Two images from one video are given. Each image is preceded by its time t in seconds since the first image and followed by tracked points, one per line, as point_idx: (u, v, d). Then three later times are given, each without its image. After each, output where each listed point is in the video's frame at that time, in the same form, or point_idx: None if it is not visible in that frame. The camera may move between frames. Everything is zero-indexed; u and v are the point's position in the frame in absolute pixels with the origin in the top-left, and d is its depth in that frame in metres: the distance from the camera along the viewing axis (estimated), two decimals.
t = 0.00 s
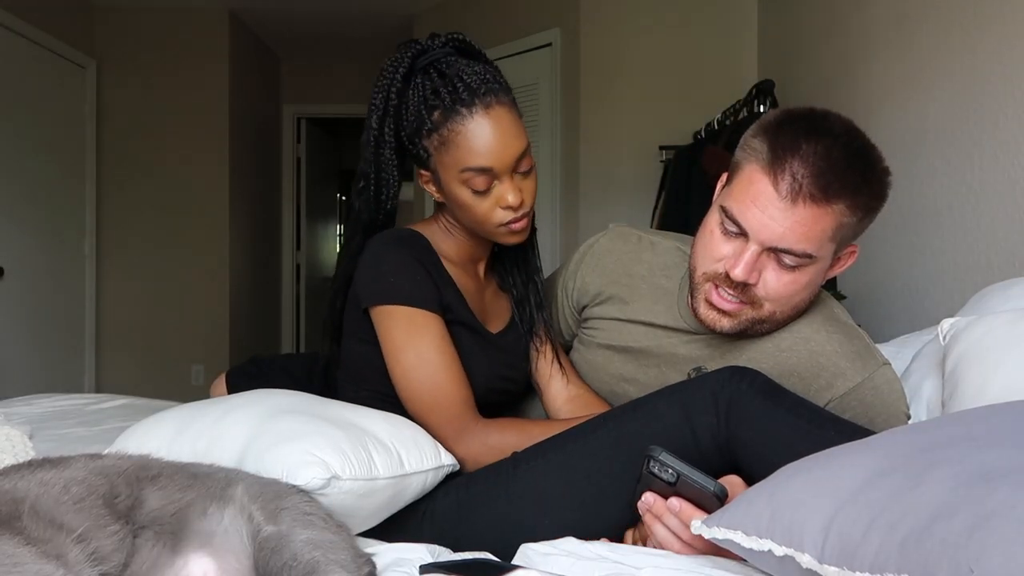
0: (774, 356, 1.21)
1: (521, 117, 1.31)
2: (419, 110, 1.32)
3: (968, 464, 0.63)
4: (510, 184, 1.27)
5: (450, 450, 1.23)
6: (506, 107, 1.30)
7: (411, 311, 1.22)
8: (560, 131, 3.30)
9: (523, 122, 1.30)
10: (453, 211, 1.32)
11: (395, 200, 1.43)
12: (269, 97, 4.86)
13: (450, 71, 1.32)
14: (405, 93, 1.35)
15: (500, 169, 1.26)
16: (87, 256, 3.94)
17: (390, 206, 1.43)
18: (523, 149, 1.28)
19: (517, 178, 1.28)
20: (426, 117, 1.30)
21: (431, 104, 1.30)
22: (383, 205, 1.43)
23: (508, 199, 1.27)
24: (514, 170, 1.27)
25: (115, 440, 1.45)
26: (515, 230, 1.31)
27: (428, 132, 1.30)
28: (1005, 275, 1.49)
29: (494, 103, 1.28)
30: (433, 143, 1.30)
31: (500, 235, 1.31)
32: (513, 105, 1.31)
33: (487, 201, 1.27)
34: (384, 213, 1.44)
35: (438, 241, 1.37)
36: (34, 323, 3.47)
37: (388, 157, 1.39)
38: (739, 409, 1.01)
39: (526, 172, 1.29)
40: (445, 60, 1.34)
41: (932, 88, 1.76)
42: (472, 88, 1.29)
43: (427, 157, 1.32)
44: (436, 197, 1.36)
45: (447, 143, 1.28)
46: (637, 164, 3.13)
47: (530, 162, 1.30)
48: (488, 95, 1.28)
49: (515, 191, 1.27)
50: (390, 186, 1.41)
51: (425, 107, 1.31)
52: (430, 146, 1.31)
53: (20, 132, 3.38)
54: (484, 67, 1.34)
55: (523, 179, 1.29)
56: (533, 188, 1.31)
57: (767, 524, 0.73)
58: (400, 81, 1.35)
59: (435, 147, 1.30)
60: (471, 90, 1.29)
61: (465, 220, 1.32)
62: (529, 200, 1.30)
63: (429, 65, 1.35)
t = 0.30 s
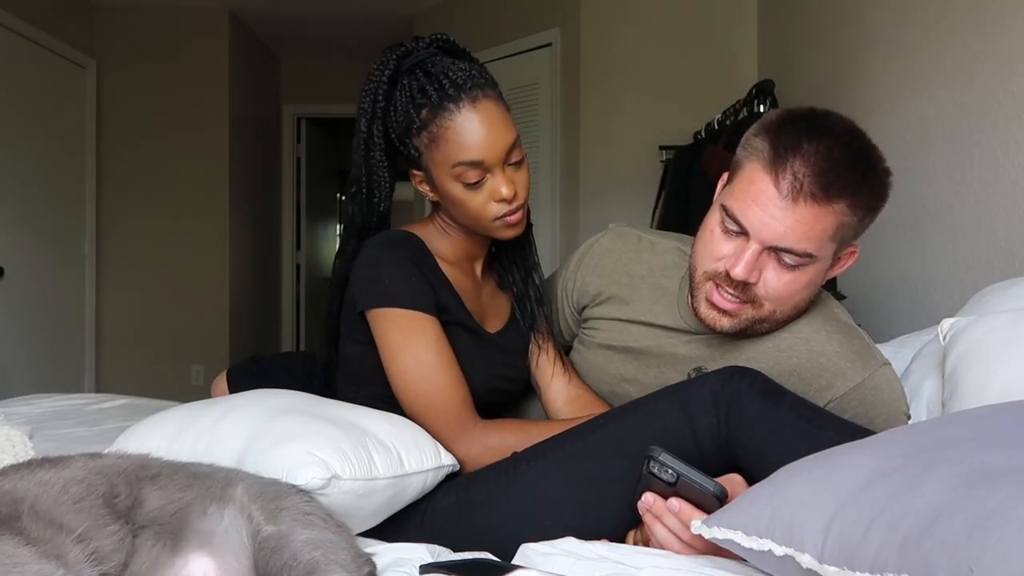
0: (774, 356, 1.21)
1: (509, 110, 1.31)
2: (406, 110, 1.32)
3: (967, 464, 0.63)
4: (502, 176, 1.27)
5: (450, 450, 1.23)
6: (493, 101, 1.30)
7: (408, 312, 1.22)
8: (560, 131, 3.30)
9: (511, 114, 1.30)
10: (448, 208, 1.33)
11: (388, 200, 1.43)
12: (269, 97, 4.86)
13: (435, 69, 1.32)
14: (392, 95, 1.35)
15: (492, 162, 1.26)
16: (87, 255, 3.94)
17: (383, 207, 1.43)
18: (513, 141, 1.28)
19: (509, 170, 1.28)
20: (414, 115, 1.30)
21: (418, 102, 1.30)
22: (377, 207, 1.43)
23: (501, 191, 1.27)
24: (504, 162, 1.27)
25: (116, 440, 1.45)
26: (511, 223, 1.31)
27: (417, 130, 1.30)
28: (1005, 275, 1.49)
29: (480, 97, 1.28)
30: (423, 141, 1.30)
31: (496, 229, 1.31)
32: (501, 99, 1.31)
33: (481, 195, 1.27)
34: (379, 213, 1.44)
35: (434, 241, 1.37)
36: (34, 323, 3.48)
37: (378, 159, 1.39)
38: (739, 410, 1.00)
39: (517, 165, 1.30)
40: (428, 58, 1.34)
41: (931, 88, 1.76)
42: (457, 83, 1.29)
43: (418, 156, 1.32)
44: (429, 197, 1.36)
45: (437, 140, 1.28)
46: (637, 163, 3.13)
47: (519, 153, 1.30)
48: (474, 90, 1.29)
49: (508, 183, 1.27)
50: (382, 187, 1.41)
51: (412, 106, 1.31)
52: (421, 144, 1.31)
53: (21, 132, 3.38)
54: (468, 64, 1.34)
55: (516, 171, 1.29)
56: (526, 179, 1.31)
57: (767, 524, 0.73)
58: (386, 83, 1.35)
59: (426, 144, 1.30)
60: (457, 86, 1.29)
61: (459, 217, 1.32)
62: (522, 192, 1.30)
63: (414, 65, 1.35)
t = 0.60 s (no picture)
0: (773, 356, 1.21)
1: (508, 111, 1.31)
2: (404, 110, 1.32)
3: (966, 465, 0.63)
4: (502, 176, 1.27)
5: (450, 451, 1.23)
6: (492, 101, 1.30)
7: (405, 314, 1.22)
8: (560, 132, 3.30)
9: (510, 114, 1.30)
10: (446, 208, 1.33)
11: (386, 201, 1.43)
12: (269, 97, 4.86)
13: (435, 69, 1.32)
14: (391, 95, 1.35)
15: (491, 162, 1.26)
16: (87, 255, 3.94)
17: (381, 209, 1.43)
18: (512, 141, 1.29)
19: (508, 170, 1.28)
20: (414, 116, 1.30)
21: (417, 102, 1.30)
22: (376, 208, 1.43)
23: (500, 191, 1.27)
24: (504, 162, 1.27)
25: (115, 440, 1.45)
26: (510, 223, 1.31)
27: (416, 130, 1.30)
28: (1004, 275, 1.49)
29: (480, 97, 1.28)
30: (423, 141, 1.30)
31: (495, 229, 1.31)
32: (500, 99, 1.31)
33: (480, 195, 1.27)
34: (379, 214, 1.44)
35: (433, 242, 1.37)
36: (35, 323, 3.48)
37: (377, 159, 1.39)
38: (739, 410, 1.00)
39: (517, 165, 1.30)
40: (427, 59, 1.34)
41: (931, 88, 1.76)
42: (456, 84, 1.29)
43: (417, 157, 1.32)
44: (428, 197, 1.36)
45: (436, 139, 1.28)
46: (636, 163, 3.13)
47: (519, 154, 1.30)
48: (473, 91, 1.29)
49: (508, 183, 1.27)
50: (380, 188, 1.41)
51: (411, 107, 1.31)
52: (421, 144, 1.30)
53: (21, 132, 3.38)
54: (468, 65, 1.34)
55: (515, 171, 1.29)
56: (525, 179, 1.31)
57: (767, 523, 0.73)
58: (385, 84, 1.35)
59: (426, 144, 1.29)
60: (456, 86, 1.29)
61: (458, 217, 1.32)
62: (522, 192, 1.30)
63: (413, 66, 1.35)
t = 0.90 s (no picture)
0: (772, 356, 1.21)
1: (508, 111, 1.31)
2: (406, 110, 1.32)
3: (966, 465, 0.63)
4: (503, 176, 1.27)
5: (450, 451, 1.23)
6: (494, 102, 1.30)
7: (406, 312, 1.22)
8: (561, 132, 3.30)
9: (511, 115, 1.30)
10: (447, 208, 1.33)
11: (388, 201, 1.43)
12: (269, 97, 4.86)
13: (437, 70, 1.32)
14: (393, 96, 1.35)
15: (492, 162, 1.26)
16: (87, 255, 3.94)
17: (382, 209, 1.43)
18: (513, 142, 1.29)
19: (509, 171, 1.28)
20: (415, 116, 1.30)
21: (419, 103, 1.30)
22: (377, 208, 1.43)
23: (501, 191, 1.27)
24: (505, 162, 1.27)
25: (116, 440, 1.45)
26: (512, 222, 1.31)
27: (418, 131, 1.30)
28: (1004, 276, 1.49)
29: (481, 98, 1.28)
30: (425, 141, 1.30)
31: (497, 229, 1.31)
32: (501, 100, 1.31)
33: (481, 195, 1.27)
34: (380, 214, 1.43)
35: (434, 241, 1.37)
36: (34, 323, 3.48)
37: (378, 160, 1.39)
38: (739, 410, 1.01)
39: (518, 165, 1.30)
40: (430, 60, 1.34)
41: (931, 88, 1.76)
42: (458, 84, 1.29)
43: (418, 157, 1.32)
44: (430, 198, 1.36)
45: (437, 140, 1.28)
46: (636, 163, 3.13)
47: (520, 154, 1.30)
48: (475, 91, 1.28)
49: (508, 182, 1.27)
50: (382, 188, 1.41)
51: (413, 107, 1.31)
52: (422, 143, 1.30)
53: (21, 132, 3.38)
54: (470, 66, 1.34)
55: (516, 171, 1.29)
56: (526, 180, 1.31)
57: (767, 523, 0.73)
58: (387, 85, 1.35)
59: (427, 144, 1.30)
60: (458, 87, 1.29)
61: (459, 217, 1.32)
62: (523, 193, 1.30)
63: (415, 67, 1.35)
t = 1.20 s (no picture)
0: (772, 355, 1.21)
1: (510, 113, 1.31)
2: (409, 111, 1.32)
3: (966, 464, 0.63)
4: (507, 177, 1.27)
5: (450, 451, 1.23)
6: (497, 103, 1.30)
7: (407, 311, 1.22)
8: (561, 131, 3.30)
9: (513, 116, 1.30)
10: (449, 209, 1.33)
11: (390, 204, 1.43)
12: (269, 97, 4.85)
13: (439, 72, 1.32)
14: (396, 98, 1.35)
15: (494, 163, 1.26)
16: (87, 255, 3.93)
17: (384, 210, 1.43)
18: (514, 143, 1.29)
19: (512, 172, 1.28)
20: (418, 117, 1.30)
21: (422, 104, 1.30)
22: (379, 209, 1.43)
23: (503, 192, 1.27)
24: (507, 164, 1.27)
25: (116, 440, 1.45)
26: (514, 223, 1.31)
27: (421, 131, 1.30)
28: (1005, 276, 1.49)
29: (484, 100, 1.28)
30: (428, 142, 1.30)
31: (499, 230, 1.31)
32: (503, 101, 1.31)
33: (483, 196, 1.27)
34: (382, 215, 1.43)
35: (436, 242, 1.37)
36: (34, 323, 3.47)
37: (381, 161, 1.39)
38: (739, 410, 1.01)
39: (519, 166, 1.30)
40: (433, 61, 1.34)
41: (932, 88, 1.76)
42: (461, 86, 1.29)
43: (421, 158, 1.32)
44: (432, 199, 1.36)
45: (440, 141, 1.28)
46: (636, 164, 3.13)
47: (522, 156, 1.30)
48: (478, 93, 1.28)
49: (511, 183, 1.27)
50: (384, 188, 1.41)
51: (416, 108, 1.31)
52: (424, 144, 1.30)
53: (20, 133, 3.38)
54: (473, 68, 1.34)
55: (518, 172, 1.29)
56: (528, 181, 1.31)
57: (767, 523, 0.73)
58: (390, 86, 1.35)
59: (430, 144, 1.29)
60: (461, 89, 1.28)
61: (461, 218, 1.32)
62: (524, 194, 1.30)
63: (418, 69, 1.35)
